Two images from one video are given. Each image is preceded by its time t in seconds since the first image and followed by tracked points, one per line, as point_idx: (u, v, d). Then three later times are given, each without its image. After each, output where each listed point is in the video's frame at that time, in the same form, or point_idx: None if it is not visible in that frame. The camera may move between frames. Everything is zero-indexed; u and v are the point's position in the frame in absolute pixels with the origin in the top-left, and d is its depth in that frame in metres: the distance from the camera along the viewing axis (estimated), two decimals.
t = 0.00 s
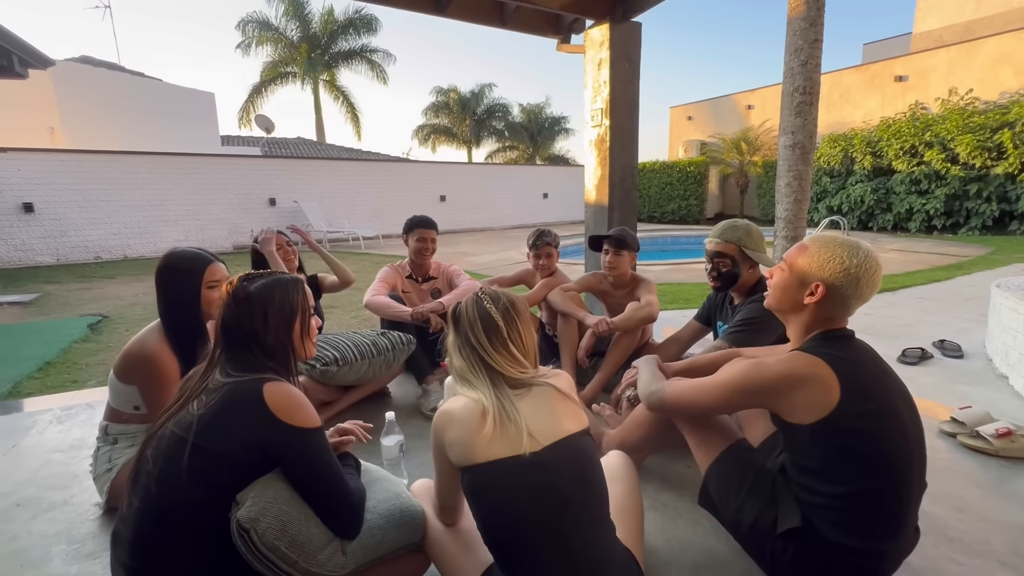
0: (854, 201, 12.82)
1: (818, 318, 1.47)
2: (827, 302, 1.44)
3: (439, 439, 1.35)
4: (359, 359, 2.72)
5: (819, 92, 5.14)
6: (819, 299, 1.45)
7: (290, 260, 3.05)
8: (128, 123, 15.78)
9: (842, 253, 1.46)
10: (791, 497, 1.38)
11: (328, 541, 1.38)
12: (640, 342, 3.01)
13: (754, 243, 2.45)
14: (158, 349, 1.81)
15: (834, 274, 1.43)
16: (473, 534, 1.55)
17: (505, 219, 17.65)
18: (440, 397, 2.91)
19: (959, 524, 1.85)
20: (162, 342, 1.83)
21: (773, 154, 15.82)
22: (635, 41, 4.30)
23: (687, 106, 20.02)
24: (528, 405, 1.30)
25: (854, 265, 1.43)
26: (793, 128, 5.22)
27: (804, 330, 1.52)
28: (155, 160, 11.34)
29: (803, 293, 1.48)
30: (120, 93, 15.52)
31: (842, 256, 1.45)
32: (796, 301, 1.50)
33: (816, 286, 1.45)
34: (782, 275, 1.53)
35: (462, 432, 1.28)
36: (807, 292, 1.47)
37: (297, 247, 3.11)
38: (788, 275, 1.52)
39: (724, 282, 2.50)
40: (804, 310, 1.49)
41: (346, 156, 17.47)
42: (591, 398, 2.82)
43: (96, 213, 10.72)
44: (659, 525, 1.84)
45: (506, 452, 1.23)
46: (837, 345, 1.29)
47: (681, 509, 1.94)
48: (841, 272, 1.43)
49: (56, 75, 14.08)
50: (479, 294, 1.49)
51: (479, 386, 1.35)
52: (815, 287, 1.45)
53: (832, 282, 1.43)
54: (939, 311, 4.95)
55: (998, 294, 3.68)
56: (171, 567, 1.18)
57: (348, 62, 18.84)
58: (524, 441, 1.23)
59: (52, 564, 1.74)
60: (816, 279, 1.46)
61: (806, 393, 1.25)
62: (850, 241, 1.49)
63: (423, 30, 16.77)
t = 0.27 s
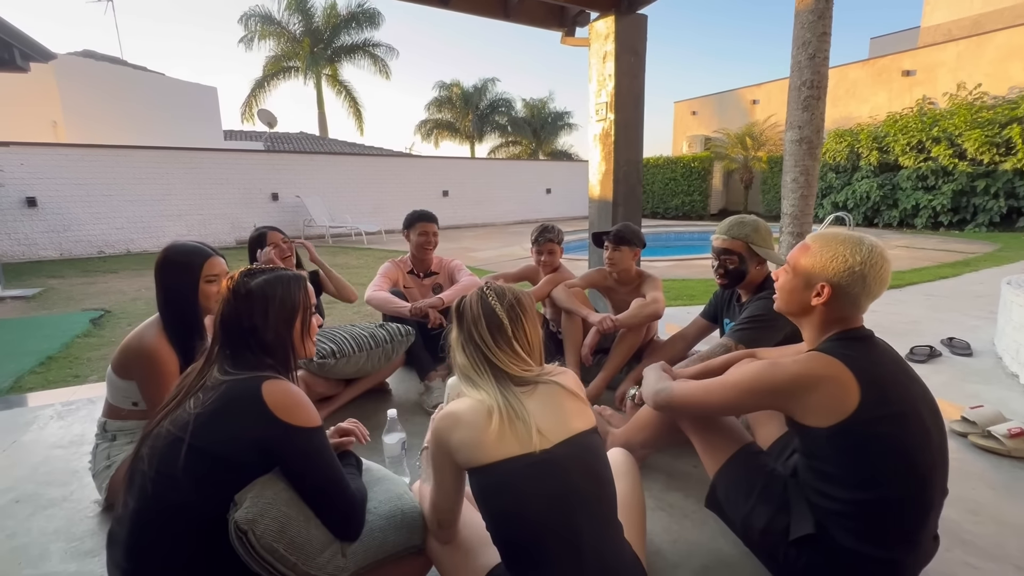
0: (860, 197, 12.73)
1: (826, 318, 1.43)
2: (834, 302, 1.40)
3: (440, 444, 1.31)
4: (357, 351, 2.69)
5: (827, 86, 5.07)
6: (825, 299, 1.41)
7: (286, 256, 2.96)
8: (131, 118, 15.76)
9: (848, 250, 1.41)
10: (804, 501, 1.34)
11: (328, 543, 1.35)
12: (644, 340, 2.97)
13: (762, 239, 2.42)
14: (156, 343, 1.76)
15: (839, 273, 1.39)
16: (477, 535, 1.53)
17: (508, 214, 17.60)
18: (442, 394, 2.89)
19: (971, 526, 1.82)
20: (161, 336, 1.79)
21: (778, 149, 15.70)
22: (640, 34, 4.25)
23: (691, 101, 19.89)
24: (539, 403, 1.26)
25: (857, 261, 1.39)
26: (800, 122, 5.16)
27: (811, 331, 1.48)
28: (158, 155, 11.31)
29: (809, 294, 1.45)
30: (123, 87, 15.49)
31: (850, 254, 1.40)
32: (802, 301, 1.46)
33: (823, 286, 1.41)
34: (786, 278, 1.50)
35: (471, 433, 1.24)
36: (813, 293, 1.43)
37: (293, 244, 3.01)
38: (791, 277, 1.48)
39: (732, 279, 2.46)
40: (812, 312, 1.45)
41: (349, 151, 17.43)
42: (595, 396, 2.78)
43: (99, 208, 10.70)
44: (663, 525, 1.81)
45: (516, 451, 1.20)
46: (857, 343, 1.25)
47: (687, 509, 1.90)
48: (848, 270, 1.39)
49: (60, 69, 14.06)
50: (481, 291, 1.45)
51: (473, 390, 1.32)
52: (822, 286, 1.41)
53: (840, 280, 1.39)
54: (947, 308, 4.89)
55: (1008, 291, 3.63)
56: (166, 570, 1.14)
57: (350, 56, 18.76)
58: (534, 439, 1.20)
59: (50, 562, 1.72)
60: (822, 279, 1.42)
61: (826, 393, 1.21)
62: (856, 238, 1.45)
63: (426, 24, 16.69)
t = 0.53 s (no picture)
0: (868, 192, 12.59)
1: (859, 318, 1.35)
2: (874, 301, 1.32)
3: (441, 444, 1.26)
4: (357, 349, 2.62)
5: (839, 78, 4.96)
6: (864, 298, 1.33)
7: (284, 254, 2.91)
8: (134, 110, 15.69)
9: (887, 245, 1.33)
10: (828, 513, 1.26)
11: (328, 553, 1.28)
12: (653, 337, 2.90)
13: (777, 234, 2.34)
14: (145, 341, 1.70)
15: (877, 269, 1.32)
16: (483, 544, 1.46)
17: (512, 208, 17.50)
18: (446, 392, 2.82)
19: (995, 536, 1.74)
20: (151, 333, 1.72)
21: (785, 144, 15.54)
22: (649, 24, 4.15)
23: (698, 94, 19.72)
24: (543, 407, 1.19)
25: (893, 254, 1.32)
26: (811, 115, 5.05)
27: (841, 332, 1.40)
28: (161, 147, 11.25)
29: (846, 293, 1.36)
30: (125, 79, 15.41)
31: (889, 250, 1.32)
32: (837, 300, 1.37)
33: (862, 284, 1.33)
34: (818, 276, 1.41)
35: (469, 436, 1.20)
36: (850, 293, 1.35)
37: (288, 240, 2.94)
38: (823, 275, 1.40)
39: (745, 276, 2.38)
40: (847, 313, 1.37)
41: (352, 144, 17.32)
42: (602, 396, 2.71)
43: (101, 200, 10.66)
44: (675, 532, 1.74)
45: (517, 459, 1.13)
46: (895, 348, 1.16)
47: (699, 515, 1.83)
48: (888, 267, 1.31)
49: (62, 60, 14.00)
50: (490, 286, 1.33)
51: (475, 388, 1.27)
52: (861, 285, 1.33)
53: (880, 278, 1.31)
54: (960, 306, 4.80)
55: None
56: None
57: (354, 49, 18.64)
58: (534, 444, 1.14)
59: (41, 566, 1.66)
60: (861, 277, 1.33)
61: (862, 404, 1.12)
62: (892, 232, 1.37)
63: (429, 16, 16.54)
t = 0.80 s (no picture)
0: (875, 189, 12.43)
1: (897, 332, 1.26)
2: (916, 312, 1.23)
3: (446, 458, 1.20)
4: (360, 357, 2.54)
5: (852, 73, 4.85)
6: (906, 311, 1.24)
7: (286, 258, 2.80)
8: (135, 103, 15.60)
9: (925, 254, 1.25)
10: (858, 539, 1.24)
11: None
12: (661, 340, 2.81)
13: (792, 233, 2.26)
14: (124, 343, 1.63)
15: (918, 277, 1.23)
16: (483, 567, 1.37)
17: (515, 204, 17.39)
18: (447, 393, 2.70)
19: None
20: (130, 335, 1.66)
21: (791, 140, 15.38)
22: (658, 16, 4.04)
23: (702, 90, 19.55)
24: (561, 429, 1.12)
25: (928, 259, 1.24)
26: (822, 111, 4.94)
27: (875, 347, 1.32)
28: (161, 140, 11.16)
29: (884, 305, 1.27)
30: (125, 71, 15.28)
31: (927, 258, 1.24)
32: (873, 313, 1.28)
33: (902, 295, 1.24)
34: (850, 292, 1.31)
35: (479, 457, 1.12)
36: (890, 305, 1.26)
37: (289, 242, 2.83)
38: (858, 289, 1.30)
39: (758, 277, 2.28)
40: (885, 329, 1.28)
41: (354, 138, 17.21)
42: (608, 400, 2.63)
43: (101, 193, 10.58)
44: (688, 549, 1.66)
45: (523, 485, 1.07)
46: (938, 368, 1.14)
47: (712, 530, 1.75)
48: (926, 277, 1.23)
49: (63, 53, 13.90)
50: (507, 295, 1.26)
51: (487, 401, 1.20)
52: (900, 297, 1.24)
53: (919, 289, 1.23)
54: (974, 307, 4.70)
55: None
56: None
57: (356, 43, 18.52)
58: (536, 460, 1.08)
59: None
60: (900, 288, 1.24)
61: (907, 427, 1.10)
62: (927, 238, 1.28)
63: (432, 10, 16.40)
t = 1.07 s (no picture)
0: (881, 186, 12.30)
1: (913, 338, 1.19)
2: (931, 314, 1.16)
3: (443, 460, 1.15)
4: (357, 365, 2.47)
5: (861, 67, 4.75)
6: (918, 313, 1.16)
7: (295, 261, 2.68)
8: (135, 96, 15.50)
9: (936, 252, 1.17)
10: (879, 558, 1.17)
11: None
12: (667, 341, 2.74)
13: (803, 232, 2.17)
14: (105, 344, 1.57)
15: (925, 274, 1.16)
16: None
17: (517, 200, 17.29)
18: (446, 393, 2.63)
19: None
20: (112, 336, 1.59)
21: (796, 136, 15.23)
22: (665, 8, 3.95)
23: (707, 85, 19.39)
24: (560, 440, 1.07)
25: (933, 255, 1.17)
26: (830, 106, 4.84)
27: (894, 356, 1.24)
28: (161, 133, 11.08)
29: (896, 309, 1.19)
30: (125, 64, 15.18)
31: (937, 257, 1.17)
32: (885, 317, 1.21)
33: (914, 296, 1.16)
34: (858, 301, 1.24)
35: (473, 460, 1.08)
36: (902, 307, 1.18)
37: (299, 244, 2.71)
38: (865, 297, 1.23)
39: (765, 277, 2.20)
40: (902, 334, 1.20)
41: (355, 133, 17.10)
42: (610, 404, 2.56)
43: (100, 187, 10.51)
44: (696, 562, 1.59)
45: (518, 498, 1.02)
46: (963, 376, 1.08)
47: (721, 542, 1.68)
48: (936, 276, 1.15)
49: (62, 44, 13.79)
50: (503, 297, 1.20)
51: (490, 400, 1.14)
52: (912, 297, 1.16)
53: (930, 289, 1.15)
54: (984, 307, 4.61)
55: None
56: None
57: (358, 36, 18.38)
58: (534, 476, 1.01)
59: None
60: (912, 288, 1.17)
61: (932, 443, 1.05)
62: (937, 236, 1.21)
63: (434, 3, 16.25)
